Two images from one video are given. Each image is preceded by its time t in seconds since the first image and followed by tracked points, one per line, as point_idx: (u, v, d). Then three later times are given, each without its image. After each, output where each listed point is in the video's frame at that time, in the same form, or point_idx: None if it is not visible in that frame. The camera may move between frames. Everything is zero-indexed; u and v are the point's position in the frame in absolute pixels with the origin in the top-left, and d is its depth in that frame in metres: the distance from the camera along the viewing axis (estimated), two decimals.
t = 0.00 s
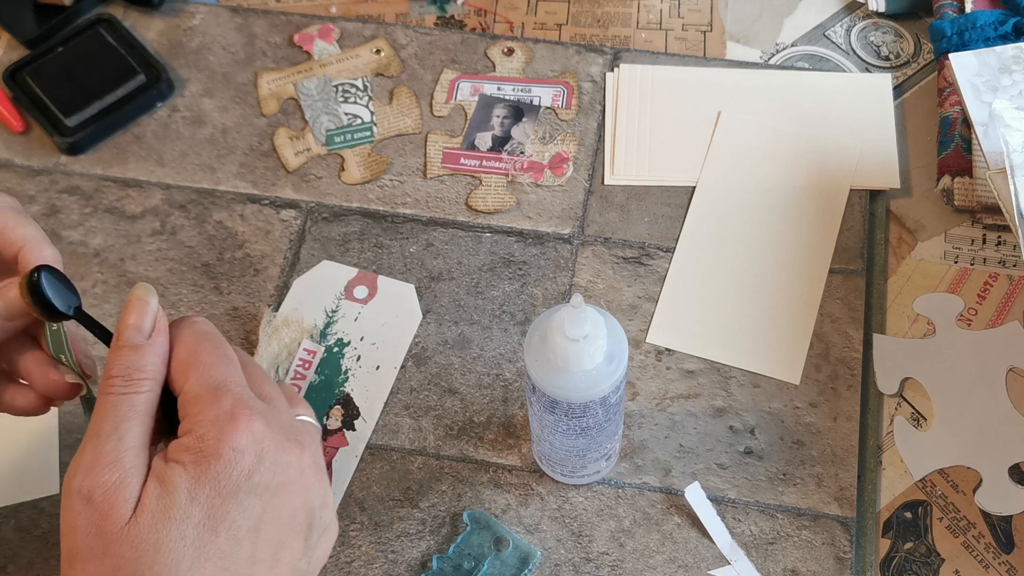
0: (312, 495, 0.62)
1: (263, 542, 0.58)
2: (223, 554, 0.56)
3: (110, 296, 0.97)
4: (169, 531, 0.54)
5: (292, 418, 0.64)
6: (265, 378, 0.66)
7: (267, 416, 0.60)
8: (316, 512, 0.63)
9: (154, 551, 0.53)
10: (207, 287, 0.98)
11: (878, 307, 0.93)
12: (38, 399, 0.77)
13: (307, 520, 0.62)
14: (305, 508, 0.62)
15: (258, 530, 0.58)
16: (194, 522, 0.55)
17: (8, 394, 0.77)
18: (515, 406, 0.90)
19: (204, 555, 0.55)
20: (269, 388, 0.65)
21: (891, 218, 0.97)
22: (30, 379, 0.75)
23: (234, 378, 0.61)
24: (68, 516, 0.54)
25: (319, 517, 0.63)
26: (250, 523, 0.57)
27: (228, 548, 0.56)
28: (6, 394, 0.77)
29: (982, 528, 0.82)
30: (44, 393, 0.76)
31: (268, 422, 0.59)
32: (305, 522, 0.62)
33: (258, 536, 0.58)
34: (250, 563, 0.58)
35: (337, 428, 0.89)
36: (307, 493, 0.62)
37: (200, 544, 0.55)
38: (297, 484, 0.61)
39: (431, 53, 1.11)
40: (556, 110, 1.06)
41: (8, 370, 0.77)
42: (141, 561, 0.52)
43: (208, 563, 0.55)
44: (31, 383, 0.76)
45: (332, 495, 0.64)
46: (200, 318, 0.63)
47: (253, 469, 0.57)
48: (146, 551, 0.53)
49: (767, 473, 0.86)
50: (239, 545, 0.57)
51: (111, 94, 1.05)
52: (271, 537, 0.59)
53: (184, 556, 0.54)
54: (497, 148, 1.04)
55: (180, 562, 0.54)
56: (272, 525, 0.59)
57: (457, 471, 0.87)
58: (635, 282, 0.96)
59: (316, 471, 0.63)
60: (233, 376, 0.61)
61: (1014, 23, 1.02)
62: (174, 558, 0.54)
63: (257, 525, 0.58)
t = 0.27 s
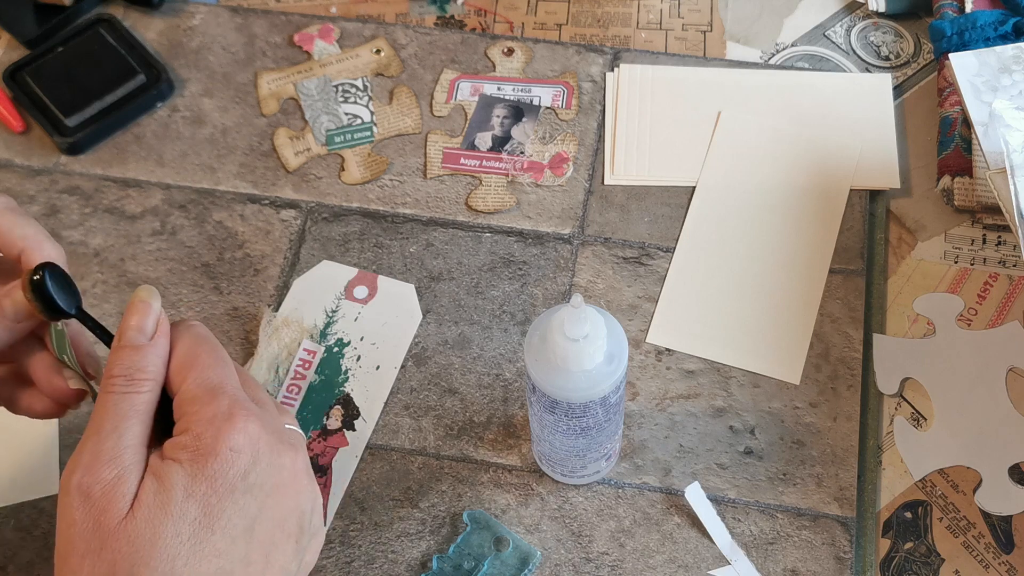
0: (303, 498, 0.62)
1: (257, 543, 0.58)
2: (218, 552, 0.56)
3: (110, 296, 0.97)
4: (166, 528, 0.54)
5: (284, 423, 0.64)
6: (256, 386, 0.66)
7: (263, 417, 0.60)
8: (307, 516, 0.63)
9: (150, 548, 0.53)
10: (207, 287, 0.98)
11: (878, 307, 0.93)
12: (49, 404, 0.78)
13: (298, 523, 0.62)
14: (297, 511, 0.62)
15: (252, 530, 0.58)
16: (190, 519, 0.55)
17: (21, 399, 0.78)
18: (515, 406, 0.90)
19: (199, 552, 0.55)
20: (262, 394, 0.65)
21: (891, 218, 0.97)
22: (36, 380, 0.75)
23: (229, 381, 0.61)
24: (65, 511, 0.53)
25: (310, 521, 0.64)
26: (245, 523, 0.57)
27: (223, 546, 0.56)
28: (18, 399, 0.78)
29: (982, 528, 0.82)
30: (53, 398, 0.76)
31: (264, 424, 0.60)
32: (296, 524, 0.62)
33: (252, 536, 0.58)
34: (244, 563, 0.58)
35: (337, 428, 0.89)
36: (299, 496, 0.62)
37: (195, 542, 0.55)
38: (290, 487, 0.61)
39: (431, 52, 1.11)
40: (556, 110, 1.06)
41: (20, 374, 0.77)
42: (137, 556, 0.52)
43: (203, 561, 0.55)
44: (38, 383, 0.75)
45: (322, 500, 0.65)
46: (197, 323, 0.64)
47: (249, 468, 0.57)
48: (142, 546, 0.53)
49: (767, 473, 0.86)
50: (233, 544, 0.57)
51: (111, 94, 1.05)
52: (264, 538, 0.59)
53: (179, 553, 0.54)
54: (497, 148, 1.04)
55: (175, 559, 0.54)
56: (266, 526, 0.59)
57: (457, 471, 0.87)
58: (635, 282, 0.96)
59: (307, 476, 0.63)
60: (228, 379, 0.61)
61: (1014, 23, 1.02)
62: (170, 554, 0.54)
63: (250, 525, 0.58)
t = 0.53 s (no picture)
0: (304, 501, 0.62)
1: (257, 545, 0.58)
2: (217, 554, 0.56)
3: (110, 296, 0.97)
4: (164, 530, 0.54)
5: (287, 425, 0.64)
6: (262, 388, 0.66)
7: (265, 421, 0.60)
8: (308, 519, 0.63)
9: (149, 549, 0.53)
10: (207, 287, 0.98)
11: (878, 307, 0.93)
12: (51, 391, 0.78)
13: (299, 526, 0.62)
14: (297, 514, 0.62)
15: (252, 533, 0.58)
16: (189, 522, 0.55)
17: (26, 387, 0.78)
18: (515, 406, 0.90)
19: (198, 555, 0.55)
20: (265, 396, 0.65)
21: (891, 218, 0.97)
22: (36, 367, 0.74)
23: (232, 384, 0.61)
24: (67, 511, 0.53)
25: (311, 524, 0.63)
26: (245, 526, 0.57)
27: (223, 549, 0.56)
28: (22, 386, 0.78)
29: (982, 528, 0.82)
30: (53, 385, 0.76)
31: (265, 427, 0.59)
32: (297, 527, 0.62)
33: (252, 538, 0.58)
34: (244, 566, 0.58)
35: (337, 428, 0.89)
36: (300, 499, 0.62)
37: (194, 544, 0.55)
38: (291, 490, 0.61)
39: (431, 52, 1.11)
40: (556, 110, 1.06)
41: (23, 363, 0.77)
42: (136, 558, 0.52)
43: (202, 563, 0.55)
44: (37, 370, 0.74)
45: (323, 502, 0.65)
46: (201, 325, 0.63)
47: (250, 471, 0.57)
48: (141, 548, 0.53)
49: (767, 473, 0.86)
50: (232, 547, 0.56)
51: (111, 94, 1.05)
52: (264, 541, 0.59)
53: (178, 555, 0.54)
54: (497, 148, 1.04)
55: (175, 561, 0.54)
56: (266, 529, 0.59)
57: (457, 471, 0.87)
58: (635, 282, 0.96)
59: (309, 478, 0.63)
60: (231, 382, 0.61)
61: (1014, 23, 1.02)
62: (169, 556, 0.53)
63: (249, 529, 0.58)
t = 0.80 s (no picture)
0: (298, 504, 0.62)
1: (247, 549, 0.58)
2: (206, 558, 0.55)
3: (110, 296, 0.97)
4: (151, 533, 0.53)
5: (285, 425, 0.63)
6: (269, 378, 0.65)
7: (259, 423, 0.59)
8: (301, 522, 0.62)
9: (135, 550, 0.52)
10: (207, 287, 0.98)
11: (878, 307, 0.93)
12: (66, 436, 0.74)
13: (292, 528, 0.62)
14: (290, 518, 0.61)
15: (242, 537, 0.57)
16: (177, 525, 0.54)
17: (43, 429, 0.74)
18: (515, 406, 0.90)
19: (184, 559, 0.54)
20: (269, 391, 0.64)
21: (891, 218, 0.97)
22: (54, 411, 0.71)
23: (229, 384, 0.60)
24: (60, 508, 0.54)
25: (304, 525, 0.63)
26: (235, 530, 0.56)
27: (213, 553, 0.55)
28: (42, 428, 0.74)
29: (982, 528, 0.82)
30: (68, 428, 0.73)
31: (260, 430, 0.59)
32: (290, 530, 0.61)
33: (243, 543, 0.57)
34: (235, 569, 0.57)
35: (337, 428, 0.89)
36: (293, 502, 0.61)
37: (181, 547, 0.54)
38: (283, 493, 0.60)
39: (431, 52, 1.11)
40: (556, 110, 1.06)
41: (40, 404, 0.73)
42: (122, 560, 0.52)
43: (189, 566, 0.54)
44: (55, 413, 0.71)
45: (317, 504, 0.64)
46: (205, 314, 0.63)
47: (241, 475, 0.57)
48: (127, 550, 0.52)
49: (767, 473, 0.86)
50: (222, 551, 0.56)
51: (111, 94, 1.05)
52: (255, 545, 0.58)
53: (165, 559, 0.53)
54: (497, 148, 1.04)
55: (161, 565, 0.53)
56: (257, 533, 0.58)
57: (457, 471, 0.87)
58: (635, 281, 0.96)
59: (301, 480, 0.62)
60: (229, 382, 0.60)
61: (1014, 23, 1.02)
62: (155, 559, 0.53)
63: (240, 533, 0.57)
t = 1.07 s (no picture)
0: (325, 503, 0.62)
1: (274, 550, 0.58)
2: (234, 559, 0.56)
3: (110, 296, 0.97)
4: (181, 536, 0.54)
5: (308, 427, 0.63)
6: (284, 386, 0.66)
7: (284, 425, 0.60)
8: (328, 521, 0.63)
9: (166, 554, 0.53)
10: (207, 287, 0.98)
11: (878, 307, 0.93)
12: (33, 413, 0.77)
13: (319, 528, 0.62)
14: (317, 517, 0.61)
15: (270, 537, 0.58)
16: (206, 527, 0.55)
17: (11, 403, 0.77)
18: (515, 406, 0.90)
19: (214, 561, 0.55)
20: (286, 397, 0.65)
21: (891, 218, 0.97)
22: (25, 385, 0.74)
23: (249, 389, 0.61)
24: (81, 513, 0.54)
25: (332, 526, 0.63)
26: (263, 530, 0.57)
27: (240, 553, 0.56)
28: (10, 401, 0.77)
29: (983, 528, 0.82)
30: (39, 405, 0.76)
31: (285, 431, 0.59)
32: (317, 529, 0.62)
33: (270, 543, 0.58)
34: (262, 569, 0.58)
35: (337, 428, 0.89)
36: (320, 502, 0.61)
37: (211, 550, 0.55)
38: (310, 493, 0.60)
39: (431, 52, 1.11)
40: (555, 110, 1.06)
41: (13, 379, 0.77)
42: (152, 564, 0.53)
43: (218, 567, 0.55)
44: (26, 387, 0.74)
45: (345, 503, 0.64)
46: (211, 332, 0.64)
47: (269, 476, 0.57)
48: (157, 555, 0.53)
49: (767, 473, 0.86)
50: (250, 551, 0.57)
51: (111, 94, 1.05)
52: (283, 544, 0.59)
53: (195, 561, 0.54)
54: (497, 148, 1.04)
55: (192, 567, 0.54)
56: (284, 533, 0.59)
57: (457, 471, 0.87)
58: (635, 282, 0.96)
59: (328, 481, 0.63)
60: (248, 387, 0.61)
61: (1014, 23, 1.02)
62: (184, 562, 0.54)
63: (267, 534, 0.57)
